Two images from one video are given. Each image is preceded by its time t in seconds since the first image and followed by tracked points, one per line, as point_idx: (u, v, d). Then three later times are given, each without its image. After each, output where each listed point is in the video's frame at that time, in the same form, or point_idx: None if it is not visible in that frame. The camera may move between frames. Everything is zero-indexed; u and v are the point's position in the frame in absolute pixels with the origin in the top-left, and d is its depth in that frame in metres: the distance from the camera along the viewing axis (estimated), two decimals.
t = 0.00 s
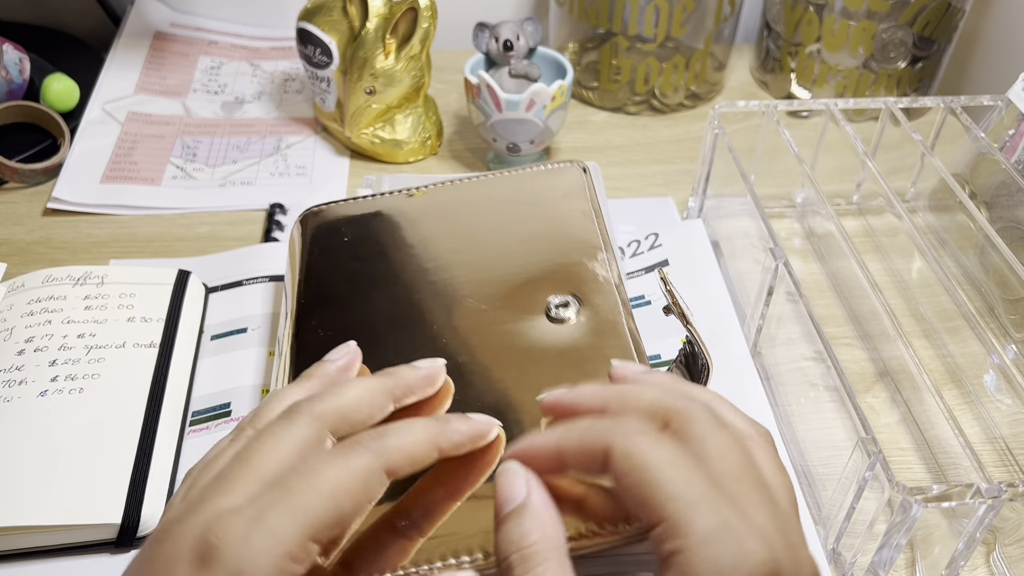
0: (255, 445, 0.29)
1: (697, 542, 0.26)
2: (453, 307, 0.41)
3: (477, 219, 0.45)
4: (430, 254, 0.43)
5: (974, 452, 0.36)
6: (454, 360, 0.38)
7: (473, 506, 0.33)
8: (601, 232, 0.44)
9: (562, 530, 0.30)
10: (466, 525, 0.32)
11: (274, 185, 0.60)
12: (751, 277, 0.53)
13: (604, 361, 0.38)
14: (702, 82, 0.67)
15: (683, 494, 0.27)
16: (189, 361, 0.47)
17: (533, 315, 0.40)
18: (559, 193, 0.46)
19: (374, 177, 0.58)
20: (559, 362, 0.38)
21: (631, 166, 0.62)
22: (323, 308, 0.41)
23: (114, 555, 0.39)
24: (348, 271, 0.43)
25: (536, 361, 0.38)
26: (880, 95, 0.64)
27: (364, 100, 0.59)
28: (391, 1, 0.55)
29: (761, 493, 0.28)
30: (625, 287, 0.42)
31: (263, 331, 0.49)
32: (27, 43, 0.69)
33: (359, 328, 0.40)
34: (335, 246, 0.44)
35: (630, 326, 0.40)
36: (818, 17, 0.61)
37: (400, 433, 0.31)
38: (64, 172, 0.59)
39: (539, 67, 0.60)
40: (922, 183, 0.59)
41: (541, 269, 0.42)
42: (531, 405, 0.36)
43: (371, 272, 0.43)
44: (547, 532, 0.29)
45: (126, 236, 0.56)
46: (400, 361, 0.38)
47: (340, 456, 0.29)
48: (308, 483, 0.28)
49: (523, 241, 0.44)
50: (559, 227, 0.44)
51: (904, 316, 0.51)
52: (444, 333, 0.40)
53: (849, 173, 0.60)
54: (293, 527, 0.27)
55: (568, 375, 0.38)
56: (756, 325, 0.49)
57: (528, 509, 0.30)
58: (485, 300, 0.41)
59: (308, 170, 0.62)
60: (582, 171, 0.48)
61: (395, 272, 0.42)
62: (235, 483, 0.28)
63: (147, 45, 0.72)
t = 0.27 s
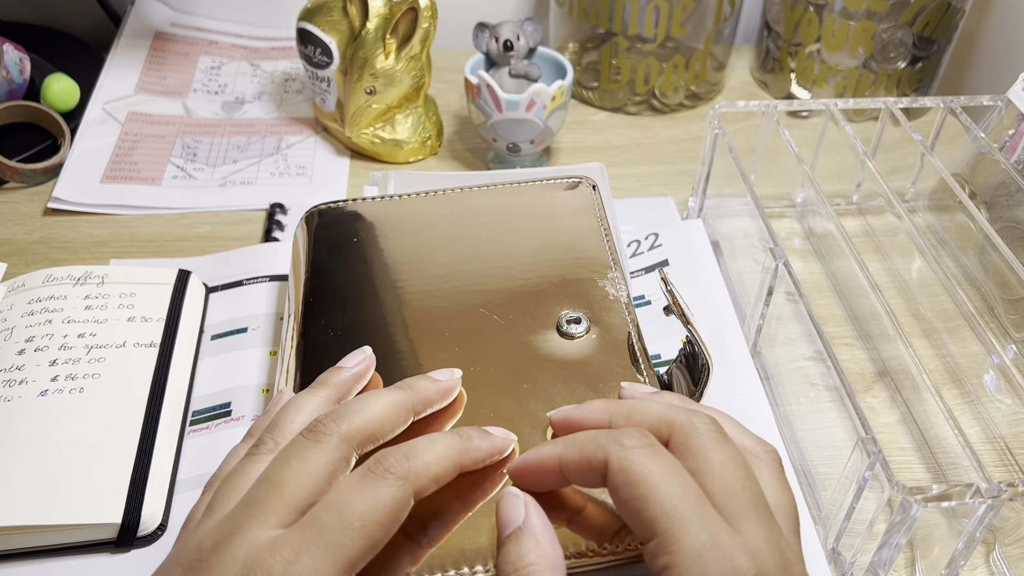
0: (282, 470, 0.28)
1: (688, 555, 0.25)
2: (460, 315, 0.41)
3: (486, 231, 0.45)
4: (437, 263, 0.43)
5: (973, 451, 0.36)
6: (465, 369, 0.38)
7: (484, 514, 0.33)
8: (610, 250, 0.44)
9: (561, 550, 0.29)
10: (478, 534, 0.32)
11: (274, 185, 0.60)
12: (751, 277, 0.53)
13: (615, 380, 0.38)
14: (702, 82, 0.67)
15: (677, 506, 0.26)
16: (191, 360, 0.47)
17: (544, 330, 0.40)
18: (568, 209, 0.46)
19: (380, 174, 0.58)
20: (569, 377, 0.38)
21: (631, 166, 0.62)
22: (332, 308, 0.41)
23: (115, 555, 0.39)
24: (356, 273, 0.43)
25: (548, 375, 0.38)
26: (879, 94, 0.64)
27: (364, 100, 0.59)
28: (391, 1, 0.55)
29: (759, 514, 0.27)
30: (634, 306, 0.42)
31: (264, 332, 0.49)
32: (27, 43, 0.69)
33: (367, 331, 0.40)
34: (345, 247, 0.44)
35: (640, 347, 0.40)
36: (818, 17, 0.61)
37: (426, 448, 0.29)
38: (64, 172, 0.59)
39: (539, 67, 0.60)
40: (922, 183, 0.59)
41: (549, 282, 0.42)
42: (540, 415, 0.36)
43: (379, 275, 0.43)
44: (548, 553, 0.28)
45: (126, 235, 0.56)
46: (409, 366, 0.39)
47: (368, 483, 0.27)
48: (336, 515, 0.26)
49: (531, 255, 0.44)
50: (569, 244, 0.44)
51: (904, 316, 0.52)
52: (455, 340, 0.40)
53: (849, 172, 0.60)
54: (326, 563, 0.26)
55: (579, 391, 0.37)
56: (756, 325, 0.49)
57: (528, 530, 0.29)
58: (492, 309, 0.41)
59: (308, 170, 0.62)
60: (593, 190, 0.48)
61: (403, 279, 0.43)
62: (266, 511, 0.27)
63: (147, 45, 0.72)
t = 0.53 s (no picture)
0: (281, 474, 0.28)
1: (693, 555, 0.25)
2: (461, 316, 0.41)
3: (487, 230, 0.45)
4: (438, 263, 0.43)
5: (974, 451, 0.36)
6: (465, 369, 0.38)
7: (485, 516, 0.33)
8: (610, 249, 0.44)
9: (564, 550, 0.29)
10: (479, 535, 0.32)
11: (274, 185, 0.60)
12: (750, 277, 0.53)
13: (614, 380, 0.38)
14: (702, 82, 0.67)
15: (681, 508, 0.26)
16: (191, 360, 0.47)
17: (544, 331, 0.40)
18: (568, 209, 0.46)
19: (380, 174, 0.58)
20: (569, 376, 0.38)
21: (632, 166, 0.62)
22: (332, 308, 0.41)
23: (114, 555, 0.39)
24: (356, 273, 0.43)
25: (548, 374, 0.38)
26: (879, 95, 0.64)
27: (364, 100, 0.59)
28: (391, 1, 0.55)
29: (763, 514, 0.27)
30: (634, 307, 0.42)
31: (263, 332, 0.49)
32: (27, 43, 0.69)
33: (366, 330, 0.40)
34: (345, 247, 0.44)
35: (639, 347, 0.40)
36: (818, 17, 0.61)
37: (425, 452, 0.29)
38: (64, 171, 0.59)
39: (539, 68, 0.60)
40: (922, 183, 0.59)
41: (549, 282, 0.42)
42: (541, 416, 0.36)
43: (379, 275, 0.43)
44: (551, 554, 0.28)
45: (126, 235, 0.56)
46: (410, 367, 0.39)
47: (367, 488, 0.27)
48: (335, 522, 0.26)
49: (532, 255, 0.44)
50: (568, 244, 0.44)
51: (904, 316, 0.52)
52: (455, 340, 0.40)
53: (849, 172, 0.60)
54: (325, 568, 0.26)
55: (579, 390, 0.37)
56: (756, 324, 0.49)
57: (530, 532, 0.29)
58: (492, 310, 0.41)
59: (308, 170, 0.62)
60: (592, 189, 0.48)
61: (403, 278, 0.43)
62: (265, 515, 0.27)
63: (147, 45, 0.72)
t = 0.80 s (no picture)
0: (280, 476, 0.28)
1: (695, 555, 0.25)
2: (461, 317, 0.41)
3: (486, 230, 0.45)
4: (438, 264, 0.43)
5: (973, 451, 0.36)
6: (465, 368, 0.38)
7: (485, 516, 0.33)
8: (610, 249, 0.44)
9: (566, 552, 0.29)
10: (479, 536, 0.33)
11: (274, 185, 0.60)
12: (750, 277, 0.53)
13: (613, 380, 0.38)
14: (702, 82, 0.67)
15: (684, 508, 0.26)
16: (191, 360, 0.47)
17: (544, 331, 0.40)
18: (569, 209, 0.46)
19: (380, 174, 0.58)
20: (569, 377, 0.38)
21: (631, 166, 0.62)
22: (332, 309, 0.41)
23: (115, 555, 0.39)
24: (356, 273, 0.43)
25: (548, 374, 0.38)
26: (879, 94, 0.64)
27: (364, 100, 0.59)
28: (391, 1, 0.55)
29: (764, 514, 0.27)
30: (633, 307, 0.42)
31: (264, 331, 0.49)
32: (27, 43, 0.69)
33: (367, 331, 0.40)
34: (345, 248, 0.44)
35: (639, 347, 0.40)
36: (818, 17, 0.61)
37: (422, 454, 0.29)
38: (64, 171, 0.59)
39: (539, 68, 0.60)
40: (922, 183, 0.59)
41: (549, 282, 0.42)
42: (541, 417, 0.36)
43: (379, 275, 0.43)
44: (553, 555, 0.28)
45: (126, 235, 0.56)
46: (410, 368, 0.39)
47: (363, 490, 0.27)
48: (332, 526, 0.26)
49: (531, 255, 0.44)
50: (568, 243, 0.44)
51: (904, 316, 0.52)
52: (454, 339, 0.40)
53: (848, 172, 0.60)
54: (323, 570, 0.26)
55: (578, 390, 0.37)
56: (756, 325, 0.49)
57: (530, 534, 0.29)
58: (492, 310, 0.41)
59: (308, 170, 0.62)
60: (592, 189, 0.48)
61: (404, 278, 0.43)
62: (263, 516, 0.27)
63: (147, 45, 0.72)
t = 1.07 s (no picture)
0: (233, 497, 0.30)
1: None
2: (456, 307, 0.41)
3: (479, 219, 0.45)
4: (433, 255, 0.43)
5: (973, 452, 0.36)
6: (457, 356, 0.38)
7: (475, 506, 0.33)
8: (603, 231, 0.44)
9: None
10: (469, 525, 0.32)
11: (274, 185, 0.60)
12: (750, 277, 0.53)
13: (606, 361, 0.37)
14: (702, 82, 0.67)
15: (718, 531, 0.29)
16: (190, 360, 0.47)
17: (536, 315, 0.40)
18: (562, 194, 0.46)
19: (378, 177, 0.59)
20: (561, 360, 0.37)
21: (631, 166, 0.62)
22: (323, 303, 0.41)
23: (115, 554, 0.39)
24: (350, 269, 0.43)
25: (540, 358, 0.38)
26: (880, 94, 0.64)
27: (364, 100, 0.59)
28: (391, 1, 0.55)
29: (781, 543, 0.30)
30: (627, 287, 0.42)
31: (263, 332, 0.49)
32: (27, 43, 0.69)
33: (360, 325, 0.40)
34: (338, 246, 0.45)
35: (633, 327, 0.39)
36: (818, 17, 0.61)
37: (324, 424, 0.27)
38: (64, 172, 0.59)
39: (538, 67, 0.60)
40: (922, 182, 0.59)
41: (543, 267, 0.42)
42: (533, 401, 0.36)
43: (373, 270, 0.43)
44: None
45: (126, 235, 0.56)
46: (404, 357, 0.38)
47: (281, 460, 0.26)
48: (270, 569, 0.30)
49: (524, 240, 0.44)
50: (561, 227, 0.44)
51: (904, 316, 0.52)
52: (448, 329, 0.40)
53: (849, 173, 0.60)
54: None
55: (571, 372, 0.37)
56: (756, 324, 0.49)
57: None
58: (486, 299, 0.41)
59: (308, 170, 0.62)
60: (585, 173, 0.48)
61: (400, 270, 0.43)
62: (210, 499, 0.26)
63: (147, 45, 0.72)
